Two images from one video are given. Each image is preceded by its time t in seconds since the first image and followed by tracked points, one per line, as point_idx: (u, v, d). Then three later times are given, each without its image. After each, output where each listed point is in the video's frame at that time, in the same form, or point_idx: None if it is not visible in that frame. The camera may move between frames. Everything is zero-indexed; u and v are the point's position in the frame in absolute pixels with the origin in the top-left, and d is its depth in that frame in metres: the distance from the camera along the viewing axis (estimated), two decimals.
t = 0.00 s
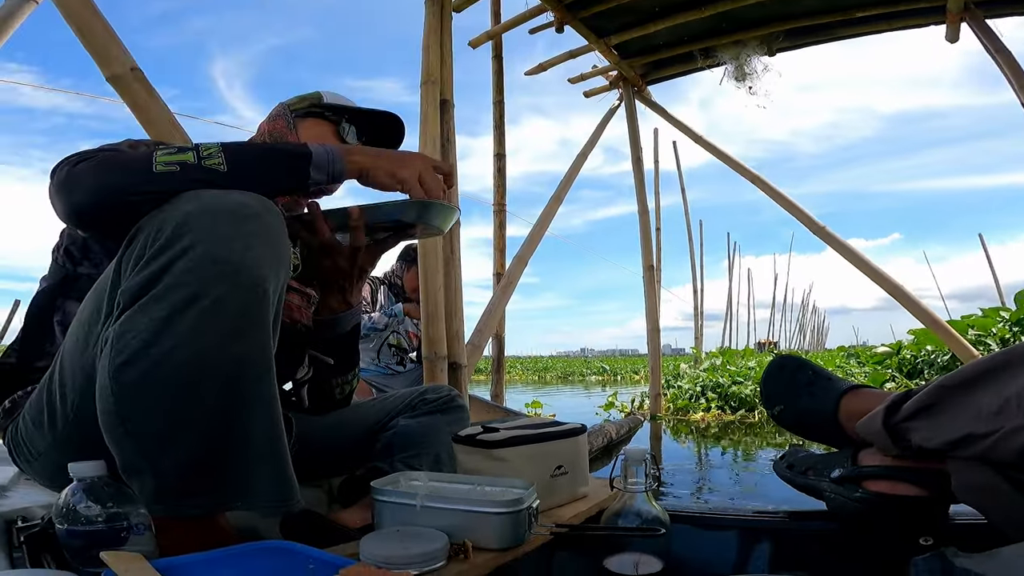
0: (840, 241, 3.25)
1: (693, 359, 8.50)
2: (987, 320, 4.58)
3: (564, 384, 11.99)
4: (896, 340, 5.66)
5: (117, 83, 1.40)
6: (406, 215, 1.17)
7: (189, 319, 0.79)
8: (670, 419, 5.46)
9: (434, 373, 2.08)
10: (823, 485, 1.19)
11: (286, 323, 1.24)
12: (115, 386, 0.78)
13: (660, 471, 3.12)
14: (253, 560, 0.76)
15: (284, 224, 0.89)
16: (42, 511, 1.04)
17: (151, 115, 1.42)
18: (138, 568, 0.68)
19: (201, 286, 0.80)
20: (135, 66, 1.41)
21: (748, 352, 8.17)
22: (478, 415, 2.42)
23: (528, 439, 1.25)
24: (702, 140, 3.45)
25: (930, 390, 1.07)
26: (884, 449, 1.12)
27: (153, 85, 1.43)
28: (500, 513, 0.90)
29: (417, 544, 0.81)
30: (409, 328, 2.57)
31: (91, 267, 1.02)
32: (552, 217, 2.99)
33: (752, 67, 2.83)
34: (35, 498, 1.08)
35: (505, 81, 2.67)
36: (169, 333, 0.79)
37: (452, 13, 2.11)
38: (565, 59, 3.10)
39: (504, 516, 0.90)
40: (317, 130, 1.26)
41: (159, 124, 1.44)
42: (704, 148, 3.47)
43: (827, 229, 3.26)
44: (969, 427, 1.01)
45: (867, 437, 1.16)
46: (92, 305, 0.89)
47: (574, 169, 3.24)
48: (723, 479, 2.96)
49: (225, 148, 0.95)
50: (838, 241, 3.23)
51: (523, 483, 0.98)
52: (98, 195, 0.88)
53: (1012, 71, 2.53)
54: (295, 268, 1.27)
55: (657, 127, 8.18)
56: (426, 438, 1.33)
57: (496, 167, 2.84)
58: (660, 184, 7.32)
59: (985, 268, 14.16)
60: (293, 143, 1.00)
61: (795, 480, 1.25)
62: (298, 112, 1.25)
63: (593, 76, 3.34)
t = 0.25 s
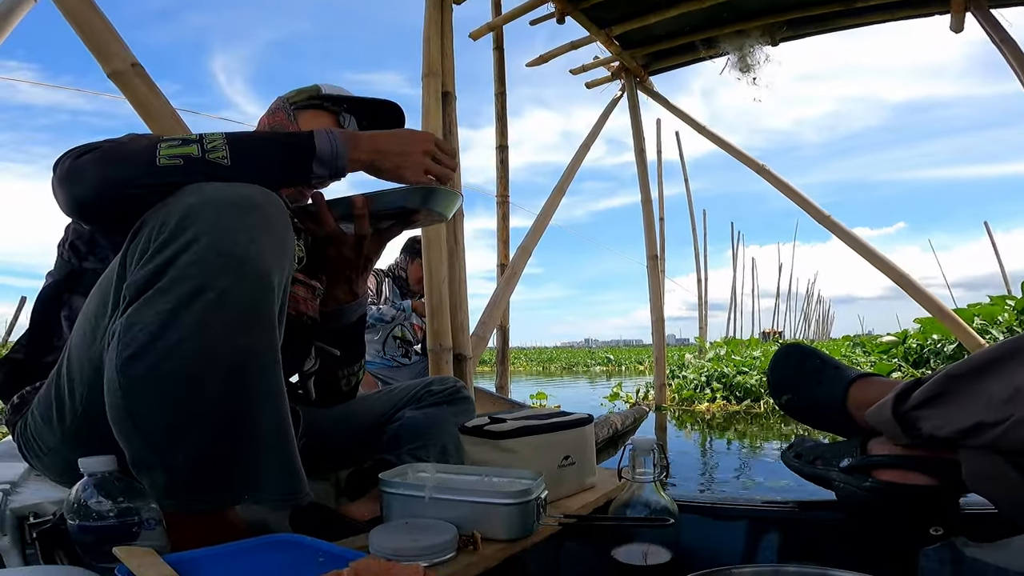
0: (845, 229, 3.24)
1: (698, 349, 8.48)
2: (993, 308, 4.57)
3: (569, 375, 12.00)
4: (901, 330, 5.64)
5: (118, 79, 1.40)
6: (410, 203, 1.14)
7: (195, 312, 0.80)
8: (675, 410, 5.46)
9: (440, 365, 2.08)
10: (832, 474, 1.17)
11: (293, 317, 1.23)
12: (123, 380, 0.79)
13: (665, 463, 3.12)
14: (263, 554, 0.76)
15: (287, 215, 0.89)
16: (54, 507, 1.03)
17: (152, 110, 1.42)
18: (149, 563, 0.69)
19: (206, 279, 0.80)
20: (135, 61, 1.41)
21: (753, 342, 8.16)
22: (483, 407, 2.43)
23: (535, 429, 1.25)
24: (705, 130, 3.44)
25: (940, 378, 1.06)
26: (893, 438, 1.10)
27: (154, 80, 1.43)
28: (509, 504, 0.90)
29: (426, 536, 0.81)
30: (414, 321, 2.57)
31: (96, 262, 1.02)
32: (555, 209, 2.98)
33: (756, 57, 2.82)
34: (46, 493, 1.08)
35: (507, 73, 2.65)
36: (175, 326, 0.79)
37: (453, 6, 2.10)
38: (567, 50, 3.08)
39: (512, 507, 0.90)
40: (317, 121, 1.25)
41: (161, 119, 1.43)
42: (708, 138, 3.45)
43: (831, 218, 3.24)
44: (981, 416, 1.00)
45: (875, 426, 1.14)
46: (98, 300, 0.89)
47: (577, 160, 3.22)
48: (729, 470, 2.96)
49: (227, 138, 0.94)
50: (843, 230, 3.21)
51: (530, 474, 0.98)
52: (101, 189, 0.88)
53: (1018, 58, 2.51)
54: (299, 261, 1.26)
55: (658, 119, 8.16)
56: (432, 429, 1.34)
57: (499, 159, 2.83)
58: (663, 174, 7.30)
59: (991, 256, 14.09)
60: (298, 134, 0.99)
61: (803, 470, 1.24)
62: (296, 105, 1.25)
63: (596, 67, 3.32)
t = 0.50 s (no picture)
0: (849, 215, 3.22)
1: (703, 337, 8.47)
2: (1000, 293, 4.53)
3: (574, 364, 12.00)
4: (908, 316, 5.61)
5: (113, 74, 1.39)
6: (411, 188, 1.15)
7: (193, 303, 0.79)
8: (680, 399, 5.46)
9: (443, 355, 2.07)
10: (843, 462, 1.16)
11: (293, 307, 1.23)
12: (122, 372, 0.78)
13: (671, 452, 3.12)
14: (267, 548, 0.76)
15: (286, 204, 0.88)
16: (59, 503, 1.03)
17: (148, 105, 1.41)
18: (152, 559, 0.68)
19: (203, 270, 0.80)
20: (130, 56, 1.39)
21: (758, 329, 8.13)
22: (488, 397, 2.42)
23: (540, 419, 1.25)
24: (707, 117, 3.41)
25: (953, 361, 1.04)
26: (904, 424, 1.09)
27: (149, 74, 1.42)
28: (515, 494, 0.90)
29: (429, 529, 0.81)
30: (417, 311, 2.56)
31: (95, 256, 1.01)
32: (557, 198, 2.97)
33: (759, 44, 2.78)
34: (52, 489, 1.08)
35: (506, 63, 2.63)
36: (174, 317, 0.78)
37: None
38: (567, 39, 3.06)
39: (517, 498, 0.90)
40: (313, 109, 1.24)
41: (157, 113, 1.42)
42: (710, 125, 3.42)
43: (836, 204, 3.22)
44: (994, 400, 0.98)
45: (887, 412, 1.13)
46: (96, 292, 0.88)
47: (578, 149, 3.20)
48: (735, 459, 2.95)
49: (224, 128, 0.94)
50: (848, 216, 3.19)
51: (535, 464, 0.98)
52: (96, 180, 0.87)
53: None
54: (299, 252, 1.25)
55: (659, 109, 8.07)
56: (436, 420, 1.33)
57: (500, 149, 2.81)
58: (665, 163, 7.26)
59: (998, 240, 13.99)
60: (296, 124, 0.98)
61: (813, 459, 1.24)
62: (292, 96, 1.24)
63: (596, 56, 3.29)
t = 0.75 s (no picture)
0: (851, 200, 3.20)
1: (705, 323, 8.46)
2: (1003, 278, 4.51)
3: (577, 351, 12.01)
4: (910, 300, 5.59)
5: (102, 68, 1.37)
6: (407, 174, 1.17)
7: (188, 292, 0.78)
8: (682, 386, 5.46)
9: (444, 344, 2.07)
10: (852, 449, 1.16)
11: (292, 296, 1.22)
12: (118, 364, 0.77)
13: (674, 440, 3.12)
14: (268, 542, 0.75)
15: (281, 190, 0.87)
16: (61, 498, 1.04)
17: (139, 98, 1.38)
18: (152, 555, 0.68)
19: (198, 258, 0.79)
20: (118, 48, 1.37)
21: (760, 315, 8.12)
22: (490, 386, 2.42)
23: (542, 407, 1.24)
24: (706, 104, 3.38)
25: (963, 345, 1.03)
26: (914, 410, 1.08)
27: (139, 67, 1.39)
28: (519, 484, 0.89)
29: (432, 520, 0.80)
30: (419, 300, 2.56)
31: (91, 249, 1.00)
32: (557, 186, 2.95)
33: (755, 30, 2.73)
34: (55, 485, 1.08)
35: (502, 52, 2.60)
36: (169, 307, 0.78)
37: None
38: (564, 26, 3.02)
39: (521, 488, 0.89)
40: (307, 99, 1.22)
41: (148, 106, 1.40)
42: (709, 112, 3.39)
43: (837, 189, 3.19)
44: (1008, 383, 0.97)
45: (896, 397, 1.13)
46: (90, 285, 0.87)
47: (577, 137, 3.18)
48: (738, 446, 2.95)
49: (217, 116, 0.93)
50: (850, 201, 3.17)
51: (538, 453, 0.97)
52: (87, 171, 0.86)
53: None
54: (296, 242, 1.24)
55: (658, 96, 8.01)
56: (439, 410, 1.33)
57: (498, 137, 2.79)
58: (664, 149, 7.20)
59: (1001, 223, 13.93)
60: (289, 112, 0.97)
61: (821, 445, 1.23)
62: (285, 85, 1.22)
63: (593, 44, 3.25)
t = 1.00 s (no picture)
0: (848, 185, 3.18)
1: (705, 309, 8.47)
2: (1002, 260, 4.50)
3: (577, 338, 12.05)
4: (910, 284, 5.59)
5: (89, 65, 1.35)
6: (405, 162, 1.17)
7: (183, 287, 0.77)
8: (683, 373, 5.47)
9: (443, 335, 2.06)
10: (852, 435, 1.16)
11: (290, 291, 1.21)
12: (114, 360, 0.77)
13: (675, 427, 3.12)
14: (271, 537, 0.75)
15: (273, 183, 0.87)
16: (66, 496, 1.03)
17: (127, 94, 1.38)
18: (154, 551, 0.68)
19: (191, 253, 0.78)
20: (104, 44, 1.36)
21: (759, 300, 8.12)
22: (491, 376, 2.42)
23: (542, 396, 1.24)
24: (701, 91, 3.36)
25: (962, 327, 1.02)
26: (915, 394, 1.09)
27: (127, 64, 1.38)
28: (517, 474, 0.89)
29: (432, 512, 0.80)
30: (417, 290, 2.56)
31: (85, 247, 0.99)
32: (553, 174, 2.93)
33: (748, 16, 2.68)
34: (59, 484, 1.08)
35: (495, 40, 2.57)
36: (164, 302, 0.77)
37: None
38: (557, 14, 3.00)
39: (520, 478, 0.89)
40: (305, 91, 1.21)
41: (136, 104, 1.40)
42: (705, 99, 3.37)
43: (834, 174, 3.18)
44: (1008, 366, 0.96)
45: (896, 382, 1.12)
46: (85, 282, 0.87)
47: (573, 124, 3.16)
48: (739, 433, 2.96)
49: (205, 117, 0.92)
50: (847, 185, 3.16)
51: (537, 444, 0.97)
52: (79, 173, 0.85)
53: None
54: (293, 234, 1.23)
55: (654, 84, 7.95)
56: (439, 401, 1.32)
57: (493, 127, 2.77)
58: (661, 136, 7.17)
59: (1000, 204, 13.91)
60: (260, 106, 0.98)
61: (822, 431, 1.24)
62: (280, 77, 1.20)
63: (587, 32, 3.22)
